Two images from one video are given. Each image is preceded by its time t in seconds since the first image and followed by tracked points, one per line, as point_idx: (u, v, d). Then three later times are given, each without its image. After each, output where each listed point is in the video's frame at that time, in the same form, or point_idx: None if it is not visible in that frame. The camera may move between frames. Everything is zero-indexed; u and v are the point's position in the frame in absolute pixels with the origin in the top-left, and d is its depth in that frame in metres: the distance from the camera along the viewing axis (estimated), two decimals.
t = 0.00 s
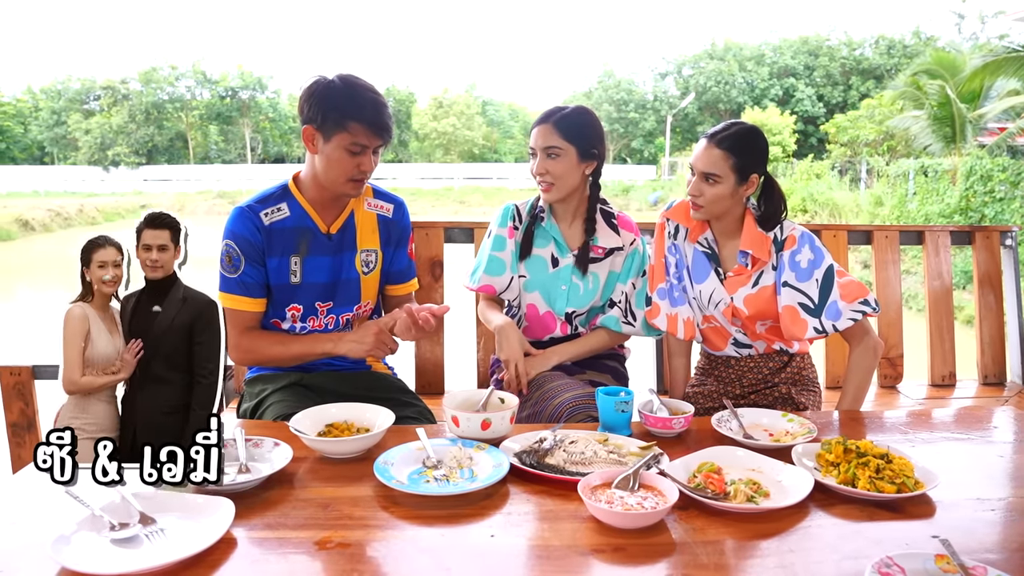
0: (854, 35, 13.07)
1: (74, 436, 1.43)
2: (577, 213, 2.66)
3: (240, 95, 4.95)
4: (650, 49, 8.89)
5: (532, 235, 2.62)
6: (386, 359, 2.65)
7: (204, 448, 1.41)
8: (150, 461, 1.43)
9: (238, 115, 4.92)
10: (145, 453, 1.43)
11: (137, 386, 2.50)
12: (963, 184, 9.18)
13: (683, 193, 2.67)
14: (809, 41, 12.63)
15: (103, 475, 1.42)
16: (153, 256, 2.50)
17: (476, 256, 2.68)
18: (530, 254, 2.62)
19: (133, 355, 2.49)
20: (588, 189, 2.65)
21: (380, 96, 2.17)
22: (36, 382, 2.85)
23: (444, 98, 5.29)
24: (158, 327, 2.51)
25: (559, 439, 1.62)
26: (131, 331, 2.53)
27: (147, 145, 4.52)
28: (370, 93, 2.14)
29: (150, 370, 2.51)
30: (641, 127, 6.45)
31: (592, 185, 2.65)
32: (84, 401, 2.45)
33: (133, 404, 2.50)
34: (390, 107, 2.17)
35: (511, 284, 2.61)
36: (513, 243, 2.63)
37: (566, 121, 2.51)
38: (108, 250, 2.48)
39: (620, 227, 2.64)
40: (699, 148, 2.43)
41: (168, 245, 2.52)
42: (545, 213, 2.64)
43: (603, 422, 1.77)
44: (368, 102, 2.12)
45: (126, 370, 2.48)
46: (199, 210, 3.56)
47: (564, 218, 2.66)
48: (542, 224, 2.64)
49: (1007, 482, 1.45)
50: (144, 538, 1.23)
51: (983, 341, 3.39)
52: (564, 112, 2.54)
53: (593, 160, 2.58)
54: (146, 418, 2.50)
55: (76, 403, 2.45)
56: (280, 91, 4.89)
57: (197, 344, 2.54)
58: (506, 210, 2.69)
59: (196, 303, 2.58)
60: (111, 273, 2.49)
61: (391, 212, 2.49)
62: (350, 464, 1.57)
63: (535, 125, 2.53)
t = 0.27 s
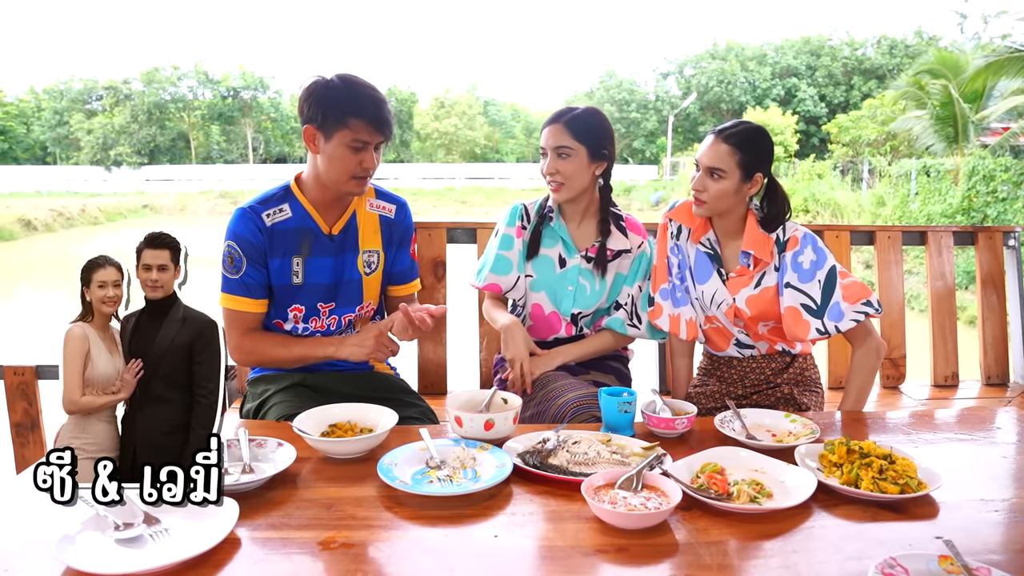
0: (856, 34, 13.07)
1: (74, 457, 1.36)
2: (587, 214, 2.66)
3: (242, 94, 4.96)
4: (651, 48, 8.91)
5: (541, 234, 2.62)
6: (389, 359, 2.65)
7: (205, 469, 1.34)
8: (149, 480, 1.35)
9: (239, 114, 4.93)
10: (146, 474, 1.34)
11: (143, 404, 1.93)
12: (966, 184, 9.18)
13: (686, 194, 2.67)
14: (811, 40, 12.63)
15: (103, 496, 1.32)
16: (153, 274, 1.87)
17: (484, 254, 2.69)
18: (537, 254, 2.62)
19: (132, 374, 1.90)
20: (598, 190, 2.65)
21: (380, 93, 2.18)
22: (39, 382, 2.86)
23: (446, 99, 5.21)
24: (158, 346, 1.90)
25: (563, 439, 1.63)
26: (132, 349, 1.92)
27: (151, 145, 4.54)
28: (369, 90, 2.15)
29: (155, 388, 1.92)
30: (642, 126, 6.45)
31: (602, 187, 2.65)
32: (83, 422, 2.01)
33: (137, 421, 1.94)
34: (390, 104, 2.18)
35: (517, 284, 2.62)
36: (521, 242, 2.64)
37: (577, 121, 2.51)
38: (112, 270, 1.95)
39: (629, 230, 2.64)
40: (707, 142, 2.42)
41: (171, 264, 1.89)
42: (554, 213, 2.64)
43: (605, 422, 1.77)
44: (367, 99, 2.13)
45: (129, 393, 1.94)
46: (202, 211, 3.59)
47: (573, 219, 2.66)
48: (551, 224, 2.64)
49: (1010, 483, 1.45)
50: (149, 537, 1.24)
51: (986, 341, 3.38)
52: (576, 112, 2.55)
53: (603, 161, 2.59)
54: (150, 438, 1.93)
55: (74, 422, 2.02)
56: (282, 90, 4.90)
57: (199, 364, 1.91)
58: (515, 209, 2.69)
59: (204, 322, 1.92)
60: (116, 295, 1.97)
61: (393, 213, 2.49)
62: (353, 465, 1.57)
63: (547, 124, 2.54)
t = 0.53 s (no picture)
0: (858, 34, 13.06)
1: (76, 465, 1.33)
2: (605, 216, 2.67)
3: (244, 95, 4.99)
4: (653, 48, 8.94)
5: (557, 233, 2.63)
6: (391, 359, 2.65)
7: (206, 478, 1.32)
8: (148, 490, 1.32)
9: (241, 114, 4.93)
10: (146, 482, 1.31)
11: (142, 413, 1.48)
12: (968, 185, 9.18)
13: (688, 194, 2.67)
14: (813, 41, 12.62)
15: (102, 505, 1.30)
16: (152, 283, 1.42)
17: (497, 247, 2.68)
18: (552, 252, 2.63)
19: (131, 387, 1.47)
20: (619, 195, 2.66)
21: (379, 91, 2.20)
22: (41, 382, 2.86)
23: (448, 99, 5.16)
24: (157, 355, 1.44)
25: (565, 439, 1.63)
26: (128, 358, 1.48)
27: (153, 144, 4.54)
28: (367, 87, 2.17)
29: (153, 397, 1.47)
30: (644, 127, 6.46)
31: (624, 193, 2.66)
32: (82, 432, 1.65)
33: (134, 432, 1.50)
34: (389, 100, 2.20)
35: (529, 279, 2.61)
36: (537, 239, 2.64)
37: (604, 123, 2.53)
38: (113, 278, 1.58)
39: (645, 237, 2.66)
40: (713, 140, 2.43)
41: (173, 273, 1.45)
42: (572, 212, 2.65)
43: (608, 422, 1.77)
44: (366, 95, 2.15)
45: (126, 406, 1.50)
46: (204, 212, 3.60)
47: (591, 220, 2.67)
48: (569, 223, 2.66)
49: (1013, 484, 1.44)
50: (152, 537, 1.24)
51: (987, 341, 3.37)
52: (605, 114, 2.57)
53: (626, 165, 2.59)
54: (148, 450, 1.48)
55: (70, 432, 1.66)
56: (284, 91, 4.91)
57: (201, 373, 1.46)
58: (533, 206, 2.70)
59: (206, 328, 1.47)
60: (117, 303, 1.60)
61: (394, 213, 2.49)
62: (355, 464, 1.57)
63: (575, 123, 2.55)
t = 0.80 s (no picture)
0: (860, 34, 13.06)
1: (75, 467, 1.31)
2: (624, 217, 2.67)
3: (246, 94, 5.01)
4: (655, 48, 8.95)
5: (577, 229, 2.64)
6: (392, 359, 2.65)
7: (205, 479, 1.30)
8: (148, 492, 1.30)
9: (243, 114, 4.95)
10: (145, 484, 1.29)
11: (141, 415, 1.40)
12: (970, 184, 9.17)
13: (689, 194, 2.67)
14: (815, 41, 12.61)
15: (102, 508, 1.29)
16: (152, 286, 1.36)
17: (515, 240, 2.69)
18: (570, 248, 2.63)
19: (130, 390, 1.40)
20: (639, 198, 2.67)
21: (373, 84, 2.23)
22: (44, 382, 2.87)
23: (449, 99, 5.22)
24: (157, 358, 1.38)
25: (566, 439, 1.63)
26: (128, 360, 1.42)
27: (155, 147, 4.45)
28: (360, 79, 2.19)
29: (153, 399, 1.39)
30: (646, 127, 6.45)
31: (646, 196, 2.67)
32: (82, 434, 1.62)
33: (133, 435, 1.42)
34: (383, 91, 2.21)
35: (545, 274, 2.63)
36: (556, 234, 2.65)
37: (634, 124, 2.54)
38: (113, 280, 1.54)
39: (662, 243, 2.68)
40: (715, 139, 2.43)
41: (174, 275, 1.38)
42: (593, 210, 2.65)
43: (609, 422, 1.77)
44: (360, 86, 2.17)
45: (124, 410, 1.43)
46: (206, 211, 3.61)
47: (610, 219, 2.67)
48: (589, 221, 2.66)
49: (1015, 484, 1.44)
50: (153, 536, 1.24)
51: (990, 342, 3.36)
52: (634, 116, 2.58)
53: (651, 168, 2.61)
54: (149, 453, 1.40)
55: (70, 433, 1.63)
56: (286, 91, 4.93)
57: (201, 375, 1.39)
58: (553, 201, 2.71)
59: (207, 329, 1.41)
60: (118, 306, 1.56)
61: (396, 213, 2.49)
62: (356, 464, 1.57)
63: (606, 121, 2.55)
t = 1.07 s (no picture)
0: (862, 34, 13.05)
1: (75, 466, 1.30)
2: (629, 216, 2.67)
3: (248, 95, 5.02)
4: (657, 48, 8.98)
5: (581, 228, 2.64)
6: (394, 359, 2.66)
7: (205, 479, 1.29)
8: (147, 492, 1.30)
9: (245, 114, 4.97)
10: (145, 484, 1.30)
11: (142, 414, 1.40)
12: (972, 185, 9.16)
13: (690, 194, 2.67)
14: (817, 41, 12.60)
15: (102, 508, 1.29)
16: (152, 286, 1.35)
17: (520, 241, 2.70)
18: (575, 248, 2.63)
19: (130, 390, 1.39)
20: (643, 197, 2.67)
21: (375, 86, 2.23)
22: (46, 381, 2.87)
23: (451, 99, 5.30)
24: (157, 358, 1.37)
25: (567, 439, 1.63)
26: (128, 360, 1.41)
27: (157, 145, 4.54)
28: (362, 81, 2.20)
29: (153, 399, 1.39)
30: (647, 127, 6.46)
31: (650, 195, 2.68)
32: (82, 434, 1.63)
33: (133, 435, 1.42)
34: (384, 94, 2.22)
35: (551, 274, 2.63)
36: (560, 234, 2.65)
37: (639, 124, 2.54)
38: (113, 280, 1.54)
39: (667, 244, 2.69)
40: (717, 139, 2.43)
41: (175, 275, 1.37)
42: (598, 209, 2.66)
43: (610, 422, 1.77)
44: (361, 88, 2.18)
45: (125, 409, 1.42)
46: (208, 211, 3.61)
47: (615, 217, 2.67)
48: (593, 220, 2.66)
49: (1016, 485, 1.44)
50: (155, 536, 1.25)
51: (992, 343, 3.36)
52: (638, 115, 2.58)
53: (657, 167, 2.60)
54: (149, 453, 1.40)
55: (70, 433, 1.64)
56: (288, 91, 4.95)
57: (201, 376, 1.37)
58: (557, 201, 2.72)
59: (207, 329, 1.39)
60: (118, 306, 1.56)
61: (396, 212, 2.49)
62: (357, 464, 1.58)
63: (610, 121, 2.55)
